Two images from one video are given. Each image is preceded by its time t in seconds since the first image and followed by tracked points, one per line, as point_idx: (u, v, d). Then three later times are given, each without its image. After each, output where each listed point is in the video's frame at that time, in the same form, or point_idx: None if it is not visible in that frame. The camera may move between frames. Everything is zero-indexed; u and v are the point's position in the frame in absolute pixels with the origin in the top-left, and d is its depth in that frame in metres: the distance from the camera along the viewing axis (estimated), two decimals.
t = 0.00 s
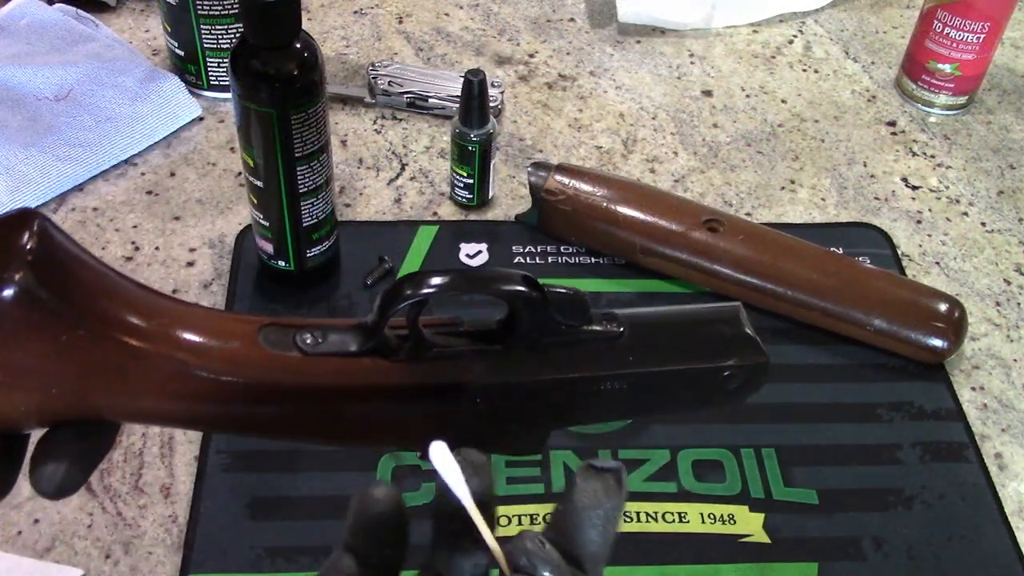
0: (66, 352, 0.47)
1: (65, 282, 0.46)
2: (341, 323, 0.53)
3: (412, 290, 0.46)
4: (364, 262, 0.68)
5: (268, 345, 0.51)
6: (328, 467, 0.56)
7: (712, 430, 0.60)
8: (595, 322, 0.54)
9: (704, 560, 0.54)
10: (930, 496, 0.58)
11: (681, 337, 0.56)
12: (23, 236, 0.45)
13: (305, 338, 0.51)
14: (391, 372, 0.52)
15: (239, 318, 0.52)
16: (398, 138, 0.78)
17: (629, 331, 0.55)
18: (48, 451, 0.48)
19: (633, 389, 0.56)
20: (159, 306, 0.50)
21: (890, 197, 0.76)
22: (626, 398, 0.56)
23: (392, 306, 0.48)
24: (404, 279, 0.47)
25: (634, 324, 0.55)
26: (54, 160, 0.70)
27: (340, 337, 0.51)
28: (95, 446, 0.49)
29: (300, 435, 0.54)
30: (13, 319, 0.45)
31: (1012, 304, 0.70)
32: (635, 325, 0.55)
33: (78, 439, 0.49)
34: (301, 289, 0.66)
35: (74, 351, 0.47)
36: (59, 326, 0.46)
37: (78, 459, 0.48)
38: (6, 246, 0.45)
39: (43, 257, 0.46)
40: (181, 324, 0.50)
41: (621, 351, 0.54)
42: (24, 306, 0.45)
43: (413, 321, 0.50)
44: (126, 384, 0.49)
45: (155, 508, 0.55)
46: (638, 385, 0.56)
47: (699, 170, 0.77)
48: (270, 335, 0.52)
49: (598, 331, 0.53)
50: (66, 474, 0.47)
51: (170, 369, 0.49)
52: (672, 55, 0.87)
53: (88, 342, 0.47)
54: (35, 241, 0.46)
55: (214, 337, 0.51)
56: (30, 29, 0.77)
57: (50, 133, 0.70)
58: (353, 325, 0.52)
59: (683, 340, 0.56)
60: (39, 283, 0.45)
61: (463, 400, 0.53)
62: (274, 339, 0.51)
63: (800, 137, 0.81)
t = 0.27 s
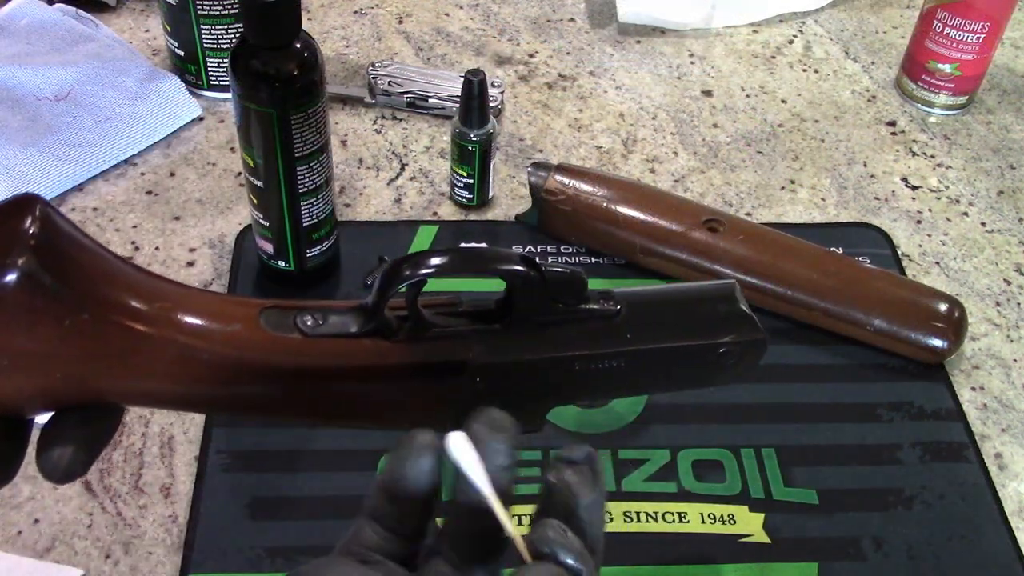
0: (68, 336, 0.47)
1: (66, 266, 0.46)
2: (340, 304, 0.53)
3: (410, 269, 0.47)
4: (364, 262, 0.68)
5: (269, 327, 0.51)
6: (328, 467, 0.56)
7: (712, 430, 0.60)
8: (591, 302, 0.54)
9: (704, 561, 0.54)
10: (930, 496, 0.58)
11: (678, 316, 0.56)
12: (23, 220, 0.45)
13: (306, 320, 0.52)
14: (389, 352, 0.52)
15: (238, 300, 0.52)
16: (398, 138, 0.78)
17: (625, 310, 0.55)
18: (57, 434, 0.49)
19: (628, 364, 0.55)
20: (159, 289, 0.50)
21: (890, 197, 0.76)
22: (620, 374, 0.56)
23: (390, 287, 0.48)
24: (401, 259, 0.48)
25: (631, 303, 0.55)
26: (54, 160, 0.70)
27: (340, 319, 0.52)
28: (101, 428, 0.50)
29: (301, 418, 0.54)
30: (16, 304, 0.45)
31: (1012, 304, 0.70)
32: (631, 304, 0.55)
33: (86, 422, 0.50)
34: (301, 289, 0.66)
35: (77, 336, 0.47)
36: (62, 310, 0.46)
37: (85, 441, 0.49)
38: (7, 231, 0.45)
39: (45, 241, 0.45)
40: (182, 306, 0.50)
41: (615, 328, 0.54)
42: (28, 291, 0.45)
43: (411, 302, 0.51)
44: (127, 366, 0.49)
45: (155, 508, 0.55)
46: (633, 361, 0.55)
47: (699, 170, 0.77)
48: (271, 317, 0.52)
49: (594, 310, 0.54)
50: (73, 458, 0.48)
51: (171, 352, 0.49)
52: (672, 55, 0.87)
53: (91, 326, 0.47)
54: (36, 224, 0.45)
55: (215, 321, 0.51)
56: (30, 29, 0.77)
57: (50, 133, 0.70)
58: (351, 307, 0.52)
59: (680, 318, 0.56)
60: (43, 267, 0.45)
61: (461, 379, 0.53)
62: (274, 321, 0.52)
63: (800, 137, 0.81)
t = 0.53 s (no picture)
0: (74, 337, 0.47)
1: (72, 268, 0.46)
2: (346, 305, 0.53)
3: (417, 271, 0.46)
4: (364, 262, 0.68)
5: (274, 328, 0.51)
6: (328, 467, 0.56)
7: (712, 430, 0.60)
8: (597, 303, 0.53)
9: (703, 561, 0.54)
10: (930, 496, 0.58)
11: (684, 316, 0.55)
12: (29, 223, 0.45)
13: (312, 321, 0.51)
14: (393, 353, 0.51)
15: (244, 301, 0.52)
16: (398, 138, 0.78)
17: (631, 310, 0.54)
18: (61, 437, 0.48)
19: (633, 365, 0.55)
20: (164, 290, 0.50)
21: (890, 197, 0.76)
22: (624, 374, 0.56)
23: (396, 289, 0.48)
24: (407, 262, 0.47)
25: (637, 302, 0.55)
26: (54, 160, 0.70)
27: (346, 319, 0.51)
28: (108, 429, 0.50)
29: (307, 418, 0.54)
30: (22, 307, 0.45)
31: (1012, 304, 0.70)
32: (636, 303, 0.55)
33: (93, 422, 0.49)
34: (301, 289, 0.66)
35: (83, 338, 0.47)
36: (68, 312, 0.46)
37: (90, 445, 0.49)
38: (11, 233, 0.45)
39: (50, 243, 0.45)
40: (187, 308, 0.50)
41: (622, 329, 0.54)
42: (34, 293, 0.45)
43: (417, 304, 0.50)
44: (133, 368, 0.49)
45: (155, 508, 0.55)
46: (638, 361, 0.55)
47: (699, 170, 0.77)
48: (276, 318, 0.51)
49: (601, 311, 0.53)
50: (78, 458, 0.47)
51: (177, 353, 0.49)
52: (672, 55, 0.87)
53: (96, 327, 0.47)
54: (41, 226, 0.45)
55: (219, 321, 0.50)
56: (30, 29, 0.77)
57: (50, 133, 0.70)
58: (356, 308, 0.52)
59: (685, 318, 0.55)
60: (48, 270, 0.45)
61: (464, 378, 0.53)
62: (280, 322, 0.51)
63: (800, 137, 0.81)
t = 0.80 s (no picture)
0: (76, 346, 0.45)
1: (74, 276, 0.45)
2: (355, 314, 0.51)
3: (425, 282, 0.45)
4: (364, 262, 0.68)
5: (280, 337, 0.50)
6: (328, 467, 0.56)
7: (712, 430, 0.60)
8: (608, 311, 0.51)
9: (703, 561, 0.54)
10: (930, 496, 0.58)
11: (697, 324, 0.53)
12: (30, 230, 0.44)
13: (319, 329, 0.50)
14: (399, 363, 0.50)
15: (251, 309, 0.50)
16: (398, 138, 0.78)
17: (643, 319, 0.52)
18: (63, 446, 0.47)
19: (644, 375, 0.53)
20: (169, 297, 0.48)
21: (890, 197, 0.76)
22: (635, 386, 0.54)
23: (403, 299, 0.46)
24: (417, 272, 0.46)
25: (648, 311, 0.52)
26: (54, 160, 0.70)
27: (353, 328, 0.50)
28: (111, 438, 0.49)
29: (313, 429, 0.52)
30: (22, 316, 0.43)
31: (1012, 304, 0.70)
32: (649, 311, 0.52)
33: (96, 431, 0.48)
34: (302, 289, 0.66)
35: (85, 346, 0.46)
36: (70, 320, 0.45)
37: (92, 454, 0.47)
38: (10, 241, 0.43)
39: (51, 250, 0.44)
40: (193, 315, 0.49)
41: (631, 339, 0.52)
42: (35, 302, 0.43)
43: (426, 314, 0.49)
44: (137, 377, 0.48)
45: (155, 508, 0.55)
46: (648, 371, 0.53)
47: (699, 170, 0.77)
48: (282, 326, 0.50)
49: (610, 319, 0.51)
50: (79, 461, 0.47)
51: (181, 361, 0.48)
52: (672, 55, 0.87)
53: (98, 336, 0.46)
54: (42, 233, 0.44)
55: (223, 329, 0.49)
56: (30, 29, 0.77)
57: (50, 133, 0.70)
58: (364, 317, 0.51)
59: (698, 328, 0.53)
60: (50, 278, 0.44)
61: (472, 390, 0.51)
62: (287, 331, 0.50)
63: (800, 137, 0.81)
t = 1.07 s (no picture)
0: (73, 349, 0.43)
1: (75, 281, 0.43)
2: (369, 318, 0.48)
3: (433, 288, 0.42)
4: (364, 262, 0.68)
5: (287, 342, 0.47)
6: (328, 467, 0.56)
7: (712, 430, 0.60)
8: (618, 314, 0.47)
9: (703, 561, 0.54)
10: (930, 496, 0.58)
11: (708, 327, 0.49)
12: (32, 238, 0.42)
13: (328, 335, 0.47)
14: (406, 372, 0.46)
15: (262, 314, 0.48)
16: (398, 138, 0.78)
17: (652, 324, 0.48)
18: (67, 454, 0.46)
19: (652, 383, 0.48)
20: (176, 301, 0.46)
21: (890, 197, 0.76)
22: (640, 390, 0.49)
23: (413, 306, 0.43)
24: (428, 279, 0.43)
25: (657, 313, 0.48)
26: (54, 160, 0.70)
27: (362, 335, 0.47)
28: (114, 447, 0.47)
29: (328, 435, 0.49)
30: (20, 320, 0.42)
31: (1012, 304, 0.70)
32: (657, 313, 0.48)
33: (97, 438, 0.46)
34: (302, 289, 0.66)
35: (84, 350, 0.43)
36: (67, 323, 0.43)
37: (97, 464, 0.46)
38: (15, 250, 0.42)
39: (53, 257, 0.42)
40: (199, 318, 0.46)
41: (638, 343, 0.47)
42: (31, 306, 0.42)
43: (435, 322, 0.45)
44: (140, 381, 0.45)
45: (155, 508, 0.55)
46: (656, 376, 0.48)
47: (699, 170, 0.77)
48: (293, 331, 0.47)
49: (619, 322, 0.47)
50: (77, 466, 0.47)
51: (183, 365, 0.45)
52: (672, 55, 0.87)
53: (99, 339, 0.44)
54: (46, 242, 0.42)
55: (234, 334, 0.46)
56: (30, 29, 0.77)
57: (50, 133, 0.70)
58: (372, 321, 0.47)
59: (709, 331, 0.48)
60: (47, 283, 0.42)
61: (477, 395, 0.47)
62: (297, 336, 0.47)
63: (800, 137, 0.81)
